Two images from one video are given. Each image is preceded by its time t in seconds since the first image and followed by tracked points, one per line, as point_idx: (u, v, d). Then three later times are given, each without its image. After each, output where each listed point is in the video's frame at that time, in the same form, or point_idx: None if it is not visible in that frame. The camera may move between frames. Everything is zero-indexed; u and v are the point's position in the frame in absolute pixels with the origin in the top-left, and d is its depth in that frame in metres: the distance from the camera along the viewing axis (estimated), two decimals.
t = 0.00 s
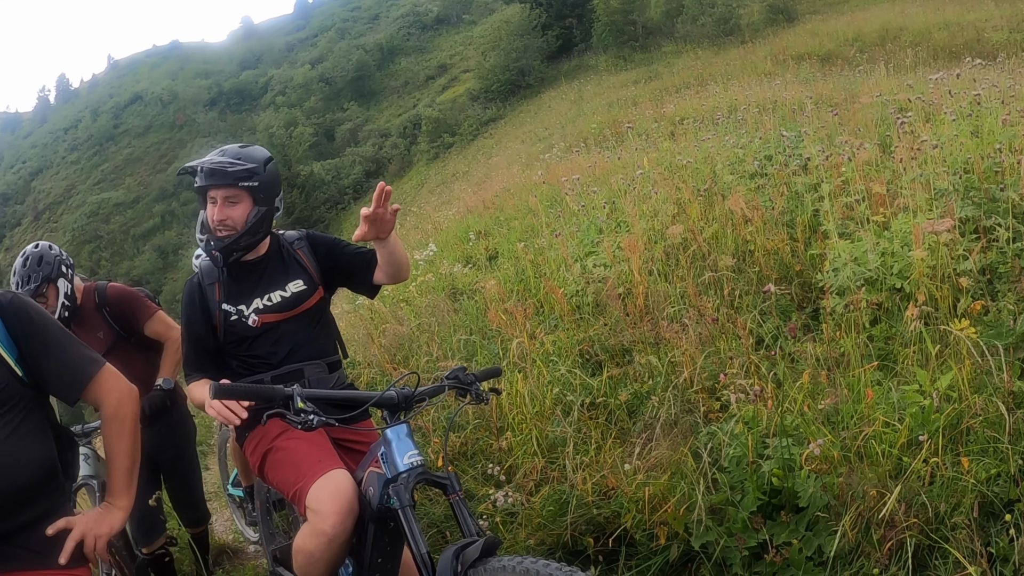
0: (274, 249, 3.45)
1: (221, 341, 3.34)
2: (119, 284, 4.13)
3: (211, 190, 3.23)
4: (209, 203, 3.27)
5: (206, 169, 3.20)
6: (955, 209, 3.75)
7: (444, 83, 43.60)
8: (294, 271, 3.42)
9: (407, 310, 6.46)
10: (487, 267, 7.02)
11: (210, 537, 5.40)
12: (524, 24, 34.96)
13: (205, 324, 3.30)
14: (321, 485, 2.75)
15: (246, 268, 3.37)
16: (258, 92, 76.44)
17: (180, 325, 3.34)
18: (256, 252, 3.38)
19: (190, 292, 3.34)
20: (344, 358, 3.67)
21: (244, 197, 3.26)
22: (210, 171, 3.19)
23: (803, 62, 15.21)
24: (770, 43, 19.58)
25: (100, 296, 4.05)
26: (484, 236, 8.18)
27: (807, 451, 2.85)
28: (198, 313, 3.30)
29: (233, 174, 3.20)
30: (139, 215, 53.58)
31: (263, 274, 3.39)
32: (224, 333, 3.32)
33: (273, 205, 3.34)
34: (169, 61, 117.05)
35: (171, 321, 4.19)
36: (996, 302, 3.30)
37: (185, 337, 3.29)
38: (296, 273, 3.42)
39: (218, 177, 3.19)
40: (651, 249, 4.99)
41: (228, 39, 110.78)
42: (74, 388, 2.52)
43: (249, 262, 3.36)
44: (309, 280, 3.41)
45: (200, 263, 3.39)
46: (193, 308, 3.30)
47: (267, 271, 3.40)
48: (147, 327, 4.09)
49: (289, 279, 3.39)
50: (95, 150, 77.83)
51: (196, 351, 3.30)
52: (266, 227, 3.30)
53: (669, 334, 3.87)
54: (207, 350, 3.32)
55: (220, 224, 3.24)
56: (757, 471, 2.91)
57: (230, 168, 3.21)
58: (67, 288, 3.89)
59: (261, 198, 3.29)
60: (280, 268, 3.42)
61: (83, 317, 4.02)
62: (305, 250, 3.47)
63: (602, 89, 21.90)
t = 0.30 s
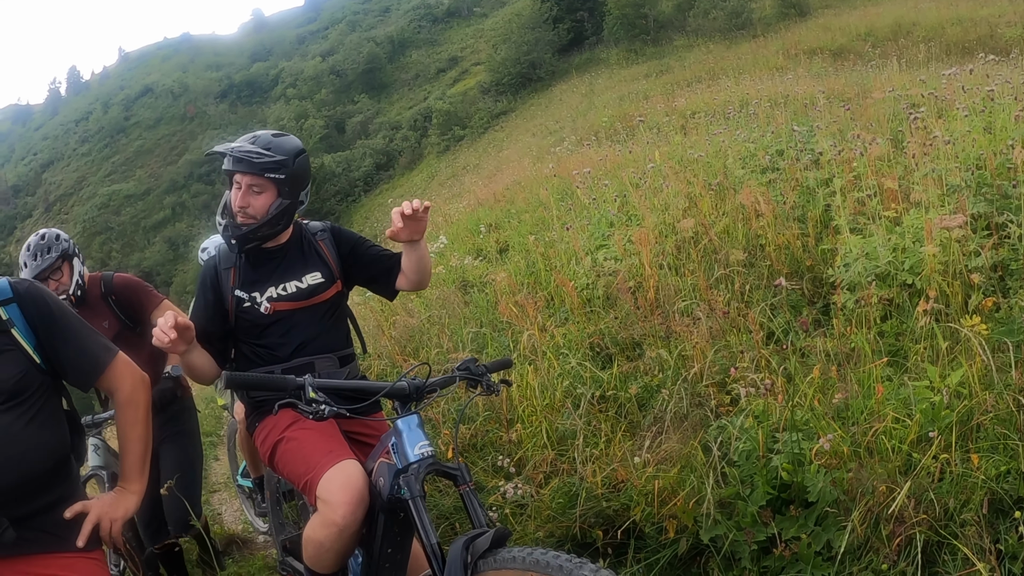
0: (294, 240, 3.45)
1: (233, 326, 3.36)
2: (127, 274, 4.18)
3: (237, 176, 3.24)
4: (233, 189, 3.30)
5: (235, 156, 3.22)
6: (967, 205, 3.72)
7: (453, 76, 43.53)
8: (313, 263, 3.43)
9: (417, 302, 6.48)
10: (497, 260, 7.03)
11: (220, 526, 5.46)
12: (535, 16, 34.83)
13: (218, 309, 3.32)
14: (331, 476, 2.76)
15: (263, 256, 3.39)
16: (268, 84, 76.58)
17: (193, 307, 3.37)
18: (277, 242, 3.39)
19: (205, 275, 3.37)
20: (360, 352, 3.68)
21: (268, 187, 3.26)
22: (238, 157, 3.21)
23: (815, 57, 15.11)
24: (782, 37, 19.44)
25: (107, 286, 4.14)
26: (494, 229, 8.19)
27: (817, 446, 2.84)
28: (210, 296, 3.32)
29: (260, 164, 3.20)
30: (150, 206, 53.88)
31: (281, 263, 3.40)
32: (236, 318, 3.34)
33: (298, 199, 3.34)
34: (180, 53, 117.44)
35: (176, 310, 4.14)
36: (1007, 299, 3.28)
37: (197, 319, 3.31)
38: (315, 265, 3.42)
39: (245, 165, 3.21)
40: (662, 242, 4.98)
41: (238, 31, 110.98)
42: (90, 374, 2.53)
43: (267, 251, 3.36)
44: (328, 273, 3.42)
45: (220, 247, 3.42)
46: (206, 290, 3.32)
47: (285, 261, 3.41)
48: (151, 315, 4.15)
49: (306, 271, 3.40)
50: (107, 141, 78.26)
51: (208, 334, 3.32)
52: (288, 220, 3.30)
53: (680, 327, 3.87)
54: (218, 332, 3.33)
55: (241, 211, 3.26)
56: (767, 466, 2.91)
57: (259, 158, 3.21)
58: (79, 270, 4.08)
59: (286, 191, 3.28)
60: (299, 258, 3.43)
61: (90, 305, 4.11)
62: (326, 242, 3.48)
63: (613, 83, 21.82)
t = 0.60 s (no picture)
0: (314, 230, 3.48)
1: (251, 314, 3.35)
2: (134, 261, 4.28)
3: (269, 162, 3.26)
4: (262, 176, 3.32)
5: (269, 142, 3.24)
6: (979, 202, 3.69)
7: (462, 70, 43.51)
8: (332, 253, 3.47)
9: (427, 295, 6.49)
10: (507, 253, 7.04)
11: (229, 517, 5.50)
12: (545, 11, 34.76)
13: (237, 296, 3.32)
14: (343, 467, 2.77)
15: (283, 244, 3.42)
16: (278, 78, 76.76)
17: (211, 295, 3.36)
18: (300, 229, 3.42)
19: (224, 264, 3.38)
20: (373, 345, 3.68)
21: (299, 176, 3.29)
22: (272, 144, 3.23)
23: (827, 53, 15.01)
24: (794, 32, 19.32)
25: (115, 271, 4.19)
26: (504, 223, 8.19)
27: (828, 441, 2.84)
28: (230, 283, 3.33)
29: (293, 152, 3.23)
30: (161, 199, 54.18)
31: (300, 253, 3.42)
32: (254, 307, 3.34)
33: (325, 189, 3.38)
34: (190, 47, 117.82)
35: (187, 293, 4.27)
36: (1019, 297, 3.25)
37: (216, 306, 3.29)
38: (335, 255, 3.46)
39: (278, 153, 3.23)
40: (673, 237, 4.97)
41: (249, 25, 111.17)
42: (103, 369, 2.59)
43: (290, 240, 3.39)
44: (346, 263, 3.46)
45: (239, 234, 3.44)
46: (226, 278, 3.33)
47: (305, 250, 3.44)
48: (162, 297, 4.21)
49: (326, 261, 3.43)
50: (117, 134, 78.64)
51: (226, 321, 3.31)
52: (316, 209, 3.34)
53: (690, 322, 3.86)
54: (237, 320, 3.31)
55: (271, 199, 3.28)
56: (777, 461, 2.91)
57: (293, 146, 3.23)
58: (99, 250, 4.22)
59: (315, 180, 3.32)
60: (318, 248, 3.46)
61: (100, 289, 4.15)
62: (345, 233, 3.51)
63: (623, 78, 21.75)
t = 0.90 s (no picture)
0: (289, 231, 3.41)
1: (226, 319, 3.25)
2: (98, 259, 4.17)
3: (269, 157, 3.22)
4: (262, 174, 3.24)
5: (265, 137, 3.20)
6: (952, 211, 3.72)
7: (440, 74, 43.44)
8: (308, 257, 3.40)
9: (401, 299, 6.42)
10: (482, 257, 7.00)
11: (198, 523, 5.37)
12: (523, 15, 34.85)
13: (212, 300, 3.21)
14: (317, 471, 2.71)
15: (259, 246, 3.34)
16: (253, 78, 75.95)
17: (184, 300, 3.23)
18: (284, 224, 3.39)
19: (199, 267, 3.24)
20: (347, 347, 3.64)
21: (292, 163, 3.33)
22: (269, 137, 3.21)
23: (802, 62, 15.20)
24: (769, 41, 19.55)
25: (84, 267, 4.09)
26: (479, 227, 8.15)
27: (800, 448, 2.83)
28: (207, 288, 3.21)
29: (288, 139, 3.28)
30: (133, 199, 53.22)
31: (276, 256, 3.35)
32: (231, 311, 3.25)
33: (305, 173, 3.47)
34: (165, 45, 116.25)
35: (154, 294, 4.18)
36: (990, 306, 3.28)
37: (191, 311, 3.19)
38: (310, 259, 3.39)
39: (276, 144, 3.22)
40: (647, 243, 4.96)
41: (225, 25, 110.03)
42: (68, 373, 2.50)
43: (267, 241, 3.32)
44: (322, 267, 3.39)
45: (212, 237, 3.33)
46: (203, 283, 3.21)
47: (280, 252, 3.36)
48: (129, 297, 4.11)
49: (302, 264, 3.36)
50: (89, 133, 77.19)
51: (200, 326, 3.20)
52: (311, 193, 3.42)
53: (664, 328, 3.85)
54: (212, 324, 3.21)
55: (283, 190, 3.25)
56: (750, 467, 2.90)
57: (284, 134, 3.27)
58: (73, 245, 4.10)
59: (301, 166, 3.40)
60: (294, 251, 3.39)
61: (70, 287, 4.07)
62: (320, 235, 3.45)
63: (600, 83, 21.86)
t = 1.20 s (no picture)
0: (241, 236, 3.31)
1: (177, 323, 3.12)
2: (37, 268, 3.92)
3: (226, 168, 3.10)
4: (218, 184, 3.12)
5: (224, 147, 3.08)
6: (899, 222, 3.81)
7: (395, 80, 43.25)
8: (260, 263, 3.31)
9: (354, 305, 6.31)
10: (433, 265, 6.94)
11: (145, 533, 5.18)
12: (479, 22, 35.04)
13: (162, 304, 3.06)
14: (266, 477, 2.63)
15: (212, 250, 3.22)
16: (206, 78, 74.40)
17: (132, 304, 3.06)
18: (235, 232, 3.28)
19: (149, 271, 3.07)
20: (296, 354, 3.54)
21: (246, 172, 3.23)
22: (228, 148, 3.09)
23: (754, 75, 15.56)
24: (722, 54, 19.96)
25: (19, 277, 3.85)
26: (430, 234, 8.09)
27: (749, 454, 2.85)
28: (159, 293, 3.05)
29: (246, 147, 3.17)
30: (80, 201, 51.47)
31: (228, 261, 3.25)
32: (183, 317, 3.12)
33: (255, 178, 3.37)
34: (116, 44, 113.30)
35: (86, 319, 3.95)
36: (936, 315, 3.37)
37: (141, 316, 3.03)
38: (262, 265, 3.31)
39: (234, 154, 3.11)
40: (599, 251, 4.98)
41: (179, 25, 107.82)
42: (6, 377, 2.23)
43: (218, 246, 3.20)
44: (274, 274, 3.32)
45: (163, 240, 3.16)
46: (154, 288, 3.05)
47: (232, 257, 3.26)
48: (59, 321, 3.88)
49: (254, 271, 3.28)
50: (33, 133, 74.55)
51: (150, 330, 3.05)
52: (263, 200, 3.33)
53: (614, 336, 3.86)
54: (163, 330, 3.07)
55: (239, 201, 3.16)
56: (700, 473, 2.92)
57: (242, 142, 3.15)
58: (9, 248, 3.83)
59: (254, 173, 3.30)
60: (247, 257, 3.29)
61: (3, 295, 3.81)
62: (273, 242, 3.37)
63: (553, 92, 22.06)
